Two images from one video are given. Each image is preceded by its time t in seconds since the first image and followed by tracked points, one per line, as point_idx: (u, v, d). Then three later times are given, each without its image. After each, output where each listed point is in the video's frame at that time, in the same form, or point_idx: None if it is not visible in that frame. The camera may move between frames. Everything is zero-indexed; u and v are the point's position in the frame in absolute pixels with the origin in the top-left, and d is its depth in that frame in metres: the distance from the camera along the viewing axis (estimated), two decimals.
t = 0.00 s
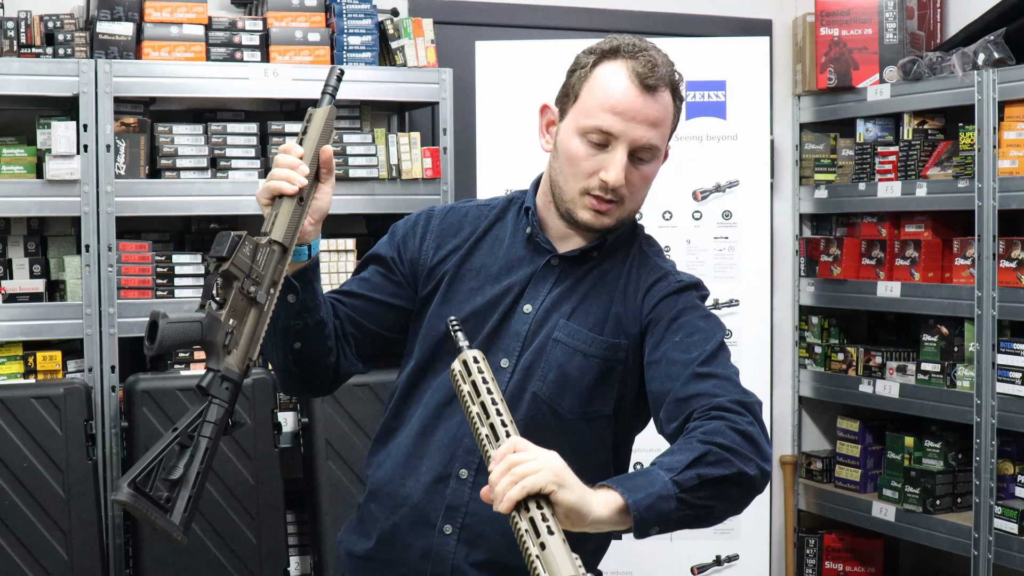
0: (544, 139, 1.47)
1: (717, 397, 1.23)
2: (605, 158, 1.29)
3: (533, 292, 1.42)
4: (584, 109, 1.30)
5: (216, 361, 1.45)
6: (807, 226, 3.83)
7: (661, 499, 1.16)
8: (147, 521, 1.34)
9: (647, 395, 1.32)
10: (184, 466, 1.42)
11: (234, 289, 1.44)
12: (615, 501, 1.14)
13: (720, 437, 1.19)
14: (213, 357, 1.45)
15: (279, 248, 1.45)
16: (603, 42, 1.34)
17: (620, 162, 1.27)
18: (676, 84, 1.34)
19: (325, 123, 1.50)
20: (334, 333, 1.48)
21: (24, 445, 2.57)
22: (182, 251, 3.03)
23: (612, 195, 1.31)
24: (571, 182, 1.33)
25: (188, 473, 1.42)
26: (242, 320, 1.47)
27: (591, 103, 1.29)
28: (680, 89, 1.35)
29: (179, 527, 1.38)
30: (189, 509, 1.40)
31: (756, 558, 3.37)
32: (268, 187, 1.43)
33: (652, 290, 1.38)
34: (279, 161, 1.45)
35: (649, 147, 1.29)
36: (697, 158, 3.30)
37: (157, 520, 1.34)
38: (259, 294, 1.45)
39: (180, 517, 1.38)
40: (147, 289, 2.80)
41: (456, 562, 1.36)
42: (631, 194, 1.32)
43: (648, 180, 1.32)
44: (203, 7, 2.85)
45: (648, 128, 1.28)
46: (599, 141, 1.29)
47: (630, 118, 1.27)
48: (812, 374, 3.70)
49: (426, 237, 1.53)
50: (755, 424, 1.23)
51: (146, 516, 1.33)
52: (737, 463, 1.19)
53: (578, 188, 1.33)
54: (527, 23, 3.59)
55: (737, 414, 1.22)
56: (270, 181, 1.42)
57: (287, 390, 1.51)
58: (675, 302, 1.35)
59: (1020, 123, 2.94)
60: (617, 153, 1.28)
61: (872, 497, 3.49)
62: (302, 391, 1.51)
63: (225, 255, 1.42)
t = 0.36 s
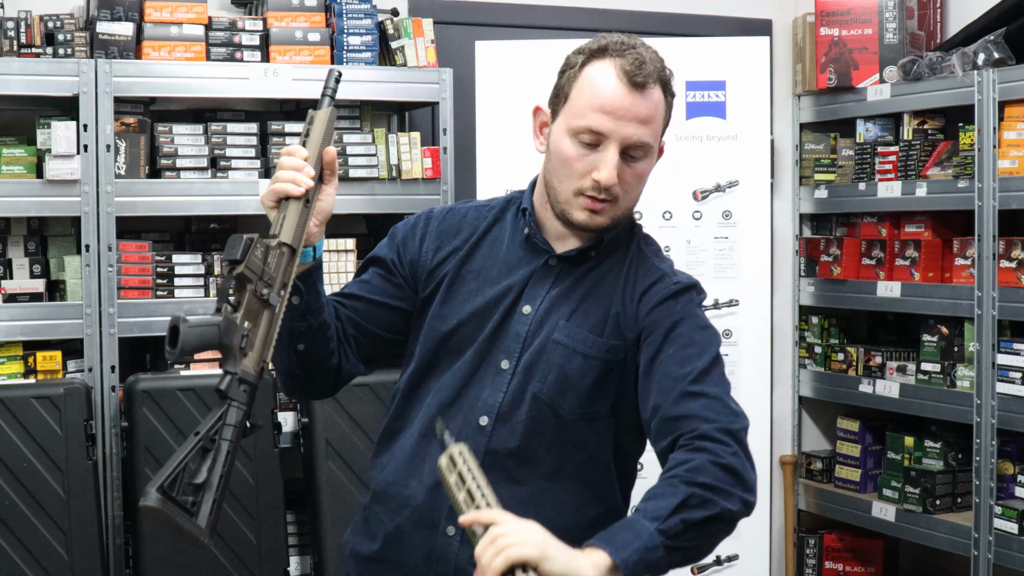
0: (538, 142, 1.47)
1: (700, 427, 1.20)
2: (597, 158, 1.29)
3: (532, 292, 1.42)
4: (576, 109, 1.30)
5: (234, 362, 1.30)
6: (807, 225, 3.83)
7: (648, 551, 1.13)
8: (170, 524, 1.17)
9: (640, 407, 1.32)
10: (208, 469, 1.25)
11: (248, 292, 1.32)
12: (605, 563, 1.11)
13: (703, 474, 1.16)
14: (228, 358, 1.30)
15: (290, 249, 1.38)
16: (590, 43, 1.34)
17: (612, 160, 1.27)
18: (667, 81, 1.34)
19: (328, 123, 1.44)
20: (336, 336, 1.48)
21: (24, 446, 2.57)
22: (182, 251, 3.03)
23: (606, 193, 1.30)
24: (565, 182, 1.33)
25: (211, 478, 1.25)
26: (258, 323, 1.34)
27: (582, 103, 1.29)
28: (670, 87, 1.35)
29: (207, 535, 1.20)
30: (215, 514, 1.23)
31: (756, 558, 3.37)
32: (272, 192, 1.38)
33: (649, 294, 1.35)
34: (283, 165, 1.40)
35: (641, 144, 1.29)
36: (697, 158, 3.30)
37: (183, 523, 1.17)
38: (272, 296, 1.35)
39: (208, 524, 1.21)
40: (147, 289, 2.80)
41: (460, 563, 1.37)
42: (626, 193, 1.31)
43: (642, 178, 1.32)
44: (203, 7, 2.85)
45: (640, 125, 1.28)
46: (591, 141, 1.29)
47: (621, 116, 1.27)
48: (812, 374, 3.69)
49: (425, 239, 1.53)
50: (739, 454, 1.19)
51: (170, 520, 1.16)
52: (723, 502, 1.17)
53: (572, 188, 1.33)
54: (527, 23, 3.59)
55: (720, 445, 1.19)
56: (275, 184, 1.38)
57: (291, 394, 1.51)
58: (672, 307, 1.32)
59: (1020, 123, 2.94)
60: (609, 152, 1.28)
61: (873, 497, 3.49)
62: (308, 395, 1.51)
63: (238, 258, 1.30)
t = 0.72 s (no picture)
0: (525, 143, 1.46)
1: (668, 441, 1.23)
2: (583, 160, 1.29)
3: (525, 295, 1.41)
4: (561, 111, 1.30)
5: (252, 385, 1.26)
6: (807, 226, 3.83)
7: None
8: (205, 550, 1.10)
9: (621, 412, 1.34)
10: (240, 492, 1.19)
11: (259, 311, 1.29)
12: None
13: (670, 501, 1.20)
14: (246, 381, 1.27)
15: (295, 266, 1.36)
16: (575, 42, 1.33)
17: (598, 163, 1.27)
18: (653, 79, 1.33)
19: (323, 134, 1.42)
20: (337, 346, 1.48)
21: (24, 446, 2.58)
22: (182, 251, 3.03)
23: (594, 194, 1.30)
24: (552, 184, 1.33)
25: (240, 501, 1.18)
26: (269, 343, 1.32)
27: (567, 105, 1.29)
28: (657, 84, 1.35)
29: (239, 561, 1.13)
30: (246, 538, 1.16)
31: (756, 558, 3.37)
32: (272, 209, 1.38)
33: (637, 294, 1.35)
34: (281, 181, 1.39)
35: (627, 145, 1.29)
36: (697, 158, 3.30)
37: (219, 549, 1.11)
38: (282, 313, 1.33)
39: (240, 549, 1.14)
40: (147, 288, 2.80)
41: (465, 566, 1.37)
42: (614, 193, 1.31)
43: (630, 178, 1.32)
44: (203, 7, 2.85)
45: (625, 127, 1.27)
46: (577, 143, 1.29)
47: (607, 118, 1.27)
48: (812, 374, 3.69)
49: (420, 245, 1.52)
50: (706, 471, 1.22)
51: (206, 546, 1.10)
52: (692, 526, 1.20)
53: (559, 189, 1.33)
54: (527, 23, 3.59)
55: (686, 464, 1.21)
56: (275, 201, 1.37)
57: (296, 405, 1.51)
58: (659, 307, 1.32)
59: (1020, 123, 2.94)
60: (595, 154, 1.28)
61: (873, 497, 3.49)
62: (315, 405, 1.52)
63: (250, 279, 1.27)
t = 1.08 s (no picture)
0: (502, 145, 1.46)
1: (641, 445, 1.23)
2: (553, 159, 1.29)
3: (513, 299, 1.41)
4: (528, 112, 1.29)
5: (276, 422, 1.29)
6: (807, 225, 3.83)
7: None
8: None
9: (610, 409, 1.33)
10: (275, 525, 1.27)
11: (276, 347, 1.31)
12: None
13: (645, 508, 1.20)
14: (269, 416, 1.29)
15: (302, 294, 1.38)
16: (541, 41, 1.33)
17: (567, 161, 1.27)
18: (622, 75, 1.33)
19: (315, 158, 1.42)
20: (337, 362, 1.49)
21: (24, 446, 2.58)
22: (182, 252, 3.04)
23: (567, 193, 1.30)
24: (525, 185, 1.33)
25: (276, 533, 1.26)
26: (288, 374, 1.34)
27: (533, 105, 1.29)
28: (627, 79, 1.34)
29: None
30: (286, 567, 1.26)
31: (756, 558, 3.36)
32: (274, 238, 1.37)
33: (620, 288, 1.35)
34: (279, 210, 1.38)
35: (596, 141, 1.28)
36: (697, 158, 3.30)
37: None
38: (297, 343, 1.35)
39: None
40: (147, 288, 2.80)
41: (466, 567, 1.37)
42: (587, 191, 1.31)
43: (603, 175, 1.31)
44: (202, 8, 2.85)
45: (592, 124, 1.27)
46: (546, 143, 1.29)
47: (573, 116, 1.26)
48: (812, 374, 3.69)
49: (409, 256, 1.52)
50: (680, 474, 1.22)
51: None
52: (669, 530, 1.21)
53: (532, 190, 1.32)
54: (527, 23, 3.59)
55: (661, 468, 1.22)
56: (276, 230, 1.37)
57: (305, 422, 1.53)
58: (642, 301, 1.32)
59: (1020, 123, 2.93)
60: (564, 153, 1.28)
61: (873, 497, 3.49)
62: (321, 420, 1.54)
63: (266, 318, 1.29)
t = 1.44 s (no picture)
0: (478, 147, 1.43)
1: (622, 429, 1.21)
2: (498, 159, 1.25)
3: (496, 297, 1.40)
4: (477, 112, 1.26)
5: (310, 424, 1.31)
6: (807, 225, 3.84)
7: None
8: None
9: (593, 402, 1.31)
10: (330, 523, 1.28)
11: (294, 352, 1.36)
12: None
13: (626, 490, 1.17)
14: (304, 419, 1.32)
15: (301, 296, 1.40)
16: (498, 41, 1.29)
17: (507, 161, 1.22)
18: (579, 72, 1.26)
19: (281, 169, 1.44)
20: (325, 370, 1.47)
21: (24, 446, 2.58)
22: (182, 251, 3.03)
23: (514, 193, 1.25)
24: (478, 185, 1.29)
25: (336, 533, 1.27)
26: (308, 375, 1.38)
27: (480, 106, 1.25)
28: (586, 77, 1.27)
29: None
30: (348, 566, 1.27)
31: (756, 558, 3.36)
32: (264, 249, 1.38)
33: (599, 281, 1.33)
34: (261, 223, 1.39)
35: (541, 141, 1.23)
36: (697, 159, 3.31)
37: None
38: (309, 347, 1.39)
39: None
40: (147, 288, 2.80)
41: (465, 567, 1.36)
42: (536, 191, 1.25)
43: (554, 175, 1.25)
44: (202, 8, 2.85)
45: (534, 123, 1.22)
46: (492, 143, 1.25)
47: (513, 116, 1.22)
48: (812, 374, 3.69)
49: (393, 259, 1.50)
50: (662, 457, 1.20)
51: None
52: (651, 513, 1.17)
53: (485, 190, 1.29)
54: (527, 23, 3.59)
55: (642, 452, 1.19)
56: (264, 240, 1.37)
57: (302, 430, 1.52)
58: (620, 292, 1.31)
59: (1020, 123, 2.94)
60: (507, 152, 1.23)
61: (873, 497, 3.49)
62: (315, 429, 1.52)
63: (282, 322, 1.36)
